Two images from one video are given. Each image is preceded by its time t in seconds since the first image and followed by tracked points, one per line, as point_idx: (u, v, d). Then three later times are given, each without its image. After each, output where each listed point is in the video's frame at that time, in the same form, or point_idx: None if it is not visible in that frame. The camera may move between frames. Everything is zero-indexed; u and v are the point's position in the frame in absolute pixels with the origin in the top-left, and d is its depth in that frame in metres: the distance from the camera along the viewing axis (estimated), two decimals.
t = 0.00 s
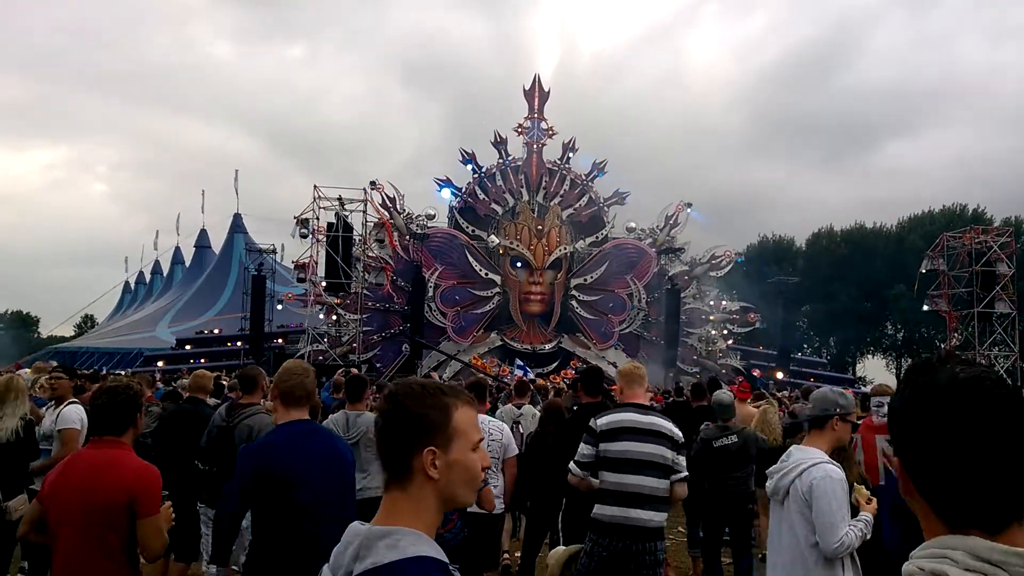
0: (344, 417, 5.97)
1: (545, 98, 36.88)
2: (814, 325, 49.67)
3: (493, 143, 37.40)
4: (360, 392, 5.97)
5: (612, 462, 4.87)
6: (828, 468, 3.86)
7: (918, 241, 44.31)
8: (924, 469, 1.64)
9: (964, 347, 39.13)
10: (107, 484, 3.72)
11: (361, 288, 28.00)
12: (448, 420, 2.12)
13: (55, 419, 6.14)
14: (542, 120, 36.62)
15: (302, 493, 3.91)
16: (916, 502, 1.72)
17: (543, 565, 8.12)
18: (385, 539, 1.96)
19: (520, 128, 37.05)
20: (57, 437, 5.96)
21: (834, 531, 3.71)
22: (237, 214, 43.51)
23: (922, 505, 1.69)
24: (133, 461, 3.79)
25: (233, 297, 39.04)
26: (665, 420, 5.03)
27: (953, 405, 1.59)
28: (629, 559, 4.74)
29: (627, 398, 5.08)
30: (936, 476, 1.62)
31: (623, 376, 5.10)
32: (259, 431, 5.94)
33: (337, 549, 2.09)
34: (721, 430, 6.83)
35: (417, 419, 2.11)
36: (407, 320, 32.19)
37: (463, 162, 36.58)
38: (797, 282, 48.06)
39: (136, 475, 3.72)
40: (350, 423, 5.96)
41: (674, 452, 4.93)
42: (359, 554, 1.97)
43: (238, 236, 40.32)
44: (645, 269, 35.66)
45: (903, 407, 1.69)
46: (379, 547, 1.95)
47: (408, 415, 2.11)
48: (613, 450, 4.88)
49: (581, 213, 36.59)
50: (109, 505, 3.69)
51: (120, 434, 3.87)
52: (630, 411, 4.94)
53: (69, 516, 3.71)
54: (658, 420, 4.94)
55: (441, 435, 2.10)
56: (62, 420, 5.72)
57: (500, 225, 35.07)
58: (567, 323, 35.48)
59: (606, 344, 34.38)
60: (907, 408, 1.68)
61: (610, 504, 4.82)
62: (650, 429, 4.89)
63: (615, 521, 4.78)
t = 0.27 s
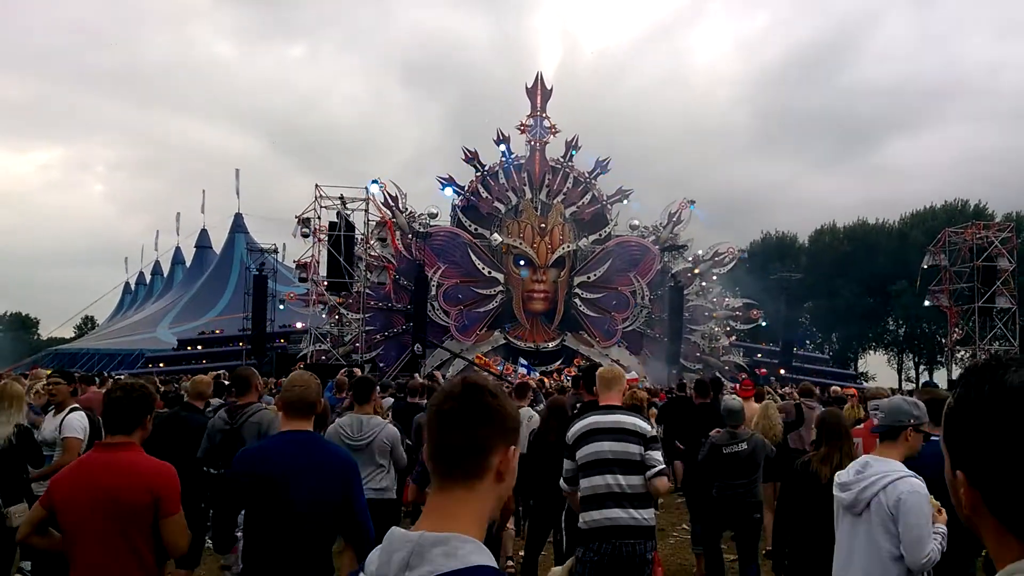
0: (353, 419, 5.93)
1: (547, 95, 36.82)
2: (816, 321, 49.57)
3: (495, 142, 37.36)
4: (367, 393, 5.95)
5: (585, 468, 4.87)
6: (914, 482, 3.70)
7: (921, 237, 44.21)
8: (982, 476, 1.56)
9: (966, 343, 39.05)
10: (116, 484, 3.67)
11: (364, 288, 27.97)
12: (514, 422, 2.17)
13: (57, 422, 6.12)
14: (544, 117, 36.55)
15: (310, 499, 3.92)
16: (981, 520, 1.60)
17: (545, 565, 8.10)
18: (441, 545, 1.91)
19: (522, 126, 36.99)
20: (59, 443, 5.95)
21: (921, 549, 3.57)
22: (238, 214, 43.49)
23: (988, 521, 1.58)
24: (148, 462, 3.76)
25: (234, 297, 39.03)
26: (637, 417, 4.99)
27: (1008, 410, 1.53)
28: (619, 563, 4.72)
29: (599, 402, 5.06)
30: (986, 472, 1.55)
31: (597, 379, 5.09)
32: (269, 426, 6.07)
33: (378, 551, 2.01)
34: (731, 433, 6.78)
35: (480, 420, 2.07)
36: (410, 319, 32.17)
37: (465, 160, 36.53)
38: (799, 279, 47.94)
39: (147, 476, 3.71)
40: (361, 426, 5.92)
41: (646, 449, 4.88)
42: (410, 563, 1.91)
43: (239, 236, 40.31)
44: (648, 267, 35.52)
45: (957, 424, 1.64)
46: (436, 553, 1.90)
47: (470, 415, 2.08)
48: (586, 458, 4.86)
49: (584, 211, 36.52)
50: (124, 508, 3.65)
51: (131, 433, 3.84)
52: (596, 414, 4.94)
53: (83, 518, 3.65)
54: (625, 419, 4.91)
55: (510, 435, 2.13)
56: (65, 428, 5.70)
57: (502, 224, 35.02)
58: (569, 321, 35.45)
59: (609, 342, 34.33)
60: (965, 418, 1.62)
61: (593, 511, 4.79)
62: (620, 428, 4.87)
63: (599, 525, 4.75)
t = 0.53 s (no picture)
0: (353, 419, 5.97)
1: (544, 96, 36.88)
2: (814, 321, 49.71)
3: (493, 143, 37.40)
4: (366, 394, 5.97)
5: (589, 466, 4.83)
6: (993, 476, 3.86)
7: (918, 236, 44.32)
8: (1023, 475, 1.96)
9: (964, 342, 39.17)
10: (125, 481, 3.67)
11: (362, 289, 27.94)
12: (536, 431, 2.20)
13: (56, 424, 6.11)
14: (542, 118, 36.61)
15: (314, 495, 3.94)
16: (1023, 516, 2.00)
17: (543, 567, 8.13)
18: (472, 556, 1.90)
19: (520, 127, 37.05)
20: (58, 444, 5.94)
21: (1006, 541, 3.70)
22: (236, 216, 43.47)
23: None
24: (165, 461, 3.76)
25: (233, 299, 39.03)
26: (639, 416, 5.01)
27: None
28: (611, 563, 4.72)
29: (598, 400, 5.03)
30: None
31: (597, 376, 5.09)
32: (267, 426, 6.07)
33: (399, 558, 1.97)
34: (721, 433, 6.78)
35: (510, 425, 2.10)
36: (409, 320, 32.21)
37: (463, 161, 36.57)
38: (797, 279, 47.99)
39: (156, 474, 3.70)
40: (360, 425, 5.95)
41: (649, 450, 4.93)
42: (439, 570, 1.89)
43: (238, 237, 40.32)
44: (646, 267, 35.59)
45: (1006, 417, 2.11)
46: (465, 564, 1.88)
47: (499, 418, 2.11)
48: (586, 455, 4.85)
49: (582, 211, 36.59)
50: (139, 507, 3.65)
51: (138, 433, 3.82)
52: (598, 413, 4.92)
53: (99, 521, 3.65)
54: (629, 418, 4.92)
55: (531, 445, 2.16)
56: (63, 428, 5.70)
57: (500, 225, 35.08)
58: (568, 321, 35.48)
59: (607, 342, 34.37)
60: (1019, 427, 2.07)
61: (590, 509, 4.79)
62: (622, 426, 4.87)
63: (596, 524, 4.76)
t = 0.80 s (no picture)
0: (359, 417, 5.98)
1: (545, 96, 36.87)
2: (816, 321, 49.69)
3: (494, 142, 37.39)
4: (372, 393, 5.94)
5: (588, 463, 4.82)
6: None
7: (920, 236, 44.27)
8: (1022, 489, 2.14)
9: (966, 342, 39.10)
10: (129, 481, 3.67)
11: (363, 288, 27.94)
12: (553, 429, 2.22)
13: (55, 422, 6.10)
14: (543, 118, 36.61)
15: (319, 486, 3.98)
16: None
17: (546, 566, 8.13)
18: (499, 545, 1.91)
19: (521, 126, 37.05)
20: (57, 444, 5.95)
21: None
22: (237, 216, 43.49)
23: None
24: (170, 460, 3.78)
25: (234, 299, 39.05)
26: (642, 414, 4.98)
27: None
28: (610, 562, 4.73)
29: (600, 396, 5.03)
30: None
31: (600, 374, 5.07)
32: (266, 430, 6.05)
33: (418, 547, 1.95)
34: (727, 430, 6.82)
35: (529, 422, 2.14)
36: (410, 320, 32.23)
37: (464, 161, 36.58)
38: (798, 279, 47.97)
39: (161, 472, 3.71)
40: (365, 424, 5.97)
41: (650, 449, 4.88)
42: (467, 561, 1.87)
43: (239, 237, 40.34)
44: (647, 267, 35.58)
45: (1018, 430, 2.35)
46: (493, 552, 1.89)
47: (517, 414, 2.15)
48: (585, 452, 4.83)
49: (583, 211, 36.61)
50: (146, 505, 3.66)
51: (144, 432, 3.84)
52: (597, 409, 4.91)
53: (105, 519, 3.63)
54: (632, 417, 4.90)
55: (550, 443, 2.17)
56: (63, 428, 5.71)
57: (502, 224, 35.08)
58: (569, 321, 35.48)
59: (608, 342, 34.36)
60: None
61: (590, 507, 4.78)
62: (622, 424, 4.85)
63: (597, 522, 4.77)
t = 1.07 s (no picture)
0: (361, 418, 5.98)
1: (545, 97, 36.86)
2: (815, 323, 49.68)
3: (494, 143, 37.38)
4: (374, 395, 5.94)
5: (575, 476, 4.84)
6: None
7: (919, 238, 44.26)
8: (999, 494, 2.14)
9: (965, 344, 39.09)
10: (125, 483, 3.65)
11: (362, 289, 27.90)
12: (537, 440, 2.39)
13: (51, 424, 6.08)
14: (543, 119, 36.60)
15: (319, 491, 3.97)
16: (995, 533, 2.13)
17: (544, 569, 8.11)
18: (496, 554, 1.98)
19: (521, 127, 37.04)
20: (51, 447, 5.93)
21: None
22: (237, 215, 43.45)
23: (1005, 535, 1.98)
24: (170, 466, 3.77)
25: (233, 298, 39.00)
26: (622, 419, 4.97)
27: None
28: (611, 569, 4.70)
29: (586, 405, 5.05)
30: None
31: (586, 383, 5.07)
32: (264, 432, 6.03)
33: (415, 556, 2.04)
34: (729, 437, 6.77)
35: (516, 437, 2.29)
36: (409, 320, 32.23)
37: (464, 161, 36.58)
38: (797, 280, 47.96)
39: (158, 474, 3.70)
40: (369, 427, 5.95)
41: (634, 455, 4.84)
42: (466, 568, 1.96)
43: (238, 237, 40.29)
44: (646, 268, 35.58)
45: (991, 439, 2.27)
46: (490, 561, 1.96)
47: (506, 431, 2.30)
48: (578, 461, 4.82)
49: (583, 212, 36.63)
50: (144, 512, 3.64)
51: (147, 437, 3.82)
52: (584, 420, 4.91)
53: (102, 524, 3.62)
54: (615, 424, 4.90)
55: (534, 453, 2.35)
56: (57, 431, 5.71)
57: (501, 225, 35.08)
58: (568, 322, 35.46)
59: (607, 343, 34.34)
60: None
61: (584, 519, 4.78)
62: (607, 433, 4.85)
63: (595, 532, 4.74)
